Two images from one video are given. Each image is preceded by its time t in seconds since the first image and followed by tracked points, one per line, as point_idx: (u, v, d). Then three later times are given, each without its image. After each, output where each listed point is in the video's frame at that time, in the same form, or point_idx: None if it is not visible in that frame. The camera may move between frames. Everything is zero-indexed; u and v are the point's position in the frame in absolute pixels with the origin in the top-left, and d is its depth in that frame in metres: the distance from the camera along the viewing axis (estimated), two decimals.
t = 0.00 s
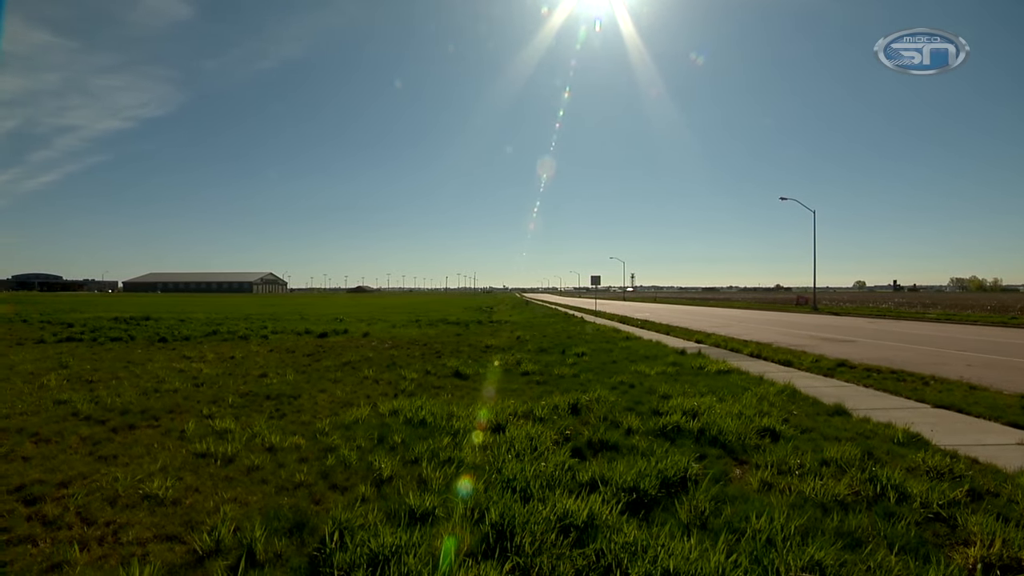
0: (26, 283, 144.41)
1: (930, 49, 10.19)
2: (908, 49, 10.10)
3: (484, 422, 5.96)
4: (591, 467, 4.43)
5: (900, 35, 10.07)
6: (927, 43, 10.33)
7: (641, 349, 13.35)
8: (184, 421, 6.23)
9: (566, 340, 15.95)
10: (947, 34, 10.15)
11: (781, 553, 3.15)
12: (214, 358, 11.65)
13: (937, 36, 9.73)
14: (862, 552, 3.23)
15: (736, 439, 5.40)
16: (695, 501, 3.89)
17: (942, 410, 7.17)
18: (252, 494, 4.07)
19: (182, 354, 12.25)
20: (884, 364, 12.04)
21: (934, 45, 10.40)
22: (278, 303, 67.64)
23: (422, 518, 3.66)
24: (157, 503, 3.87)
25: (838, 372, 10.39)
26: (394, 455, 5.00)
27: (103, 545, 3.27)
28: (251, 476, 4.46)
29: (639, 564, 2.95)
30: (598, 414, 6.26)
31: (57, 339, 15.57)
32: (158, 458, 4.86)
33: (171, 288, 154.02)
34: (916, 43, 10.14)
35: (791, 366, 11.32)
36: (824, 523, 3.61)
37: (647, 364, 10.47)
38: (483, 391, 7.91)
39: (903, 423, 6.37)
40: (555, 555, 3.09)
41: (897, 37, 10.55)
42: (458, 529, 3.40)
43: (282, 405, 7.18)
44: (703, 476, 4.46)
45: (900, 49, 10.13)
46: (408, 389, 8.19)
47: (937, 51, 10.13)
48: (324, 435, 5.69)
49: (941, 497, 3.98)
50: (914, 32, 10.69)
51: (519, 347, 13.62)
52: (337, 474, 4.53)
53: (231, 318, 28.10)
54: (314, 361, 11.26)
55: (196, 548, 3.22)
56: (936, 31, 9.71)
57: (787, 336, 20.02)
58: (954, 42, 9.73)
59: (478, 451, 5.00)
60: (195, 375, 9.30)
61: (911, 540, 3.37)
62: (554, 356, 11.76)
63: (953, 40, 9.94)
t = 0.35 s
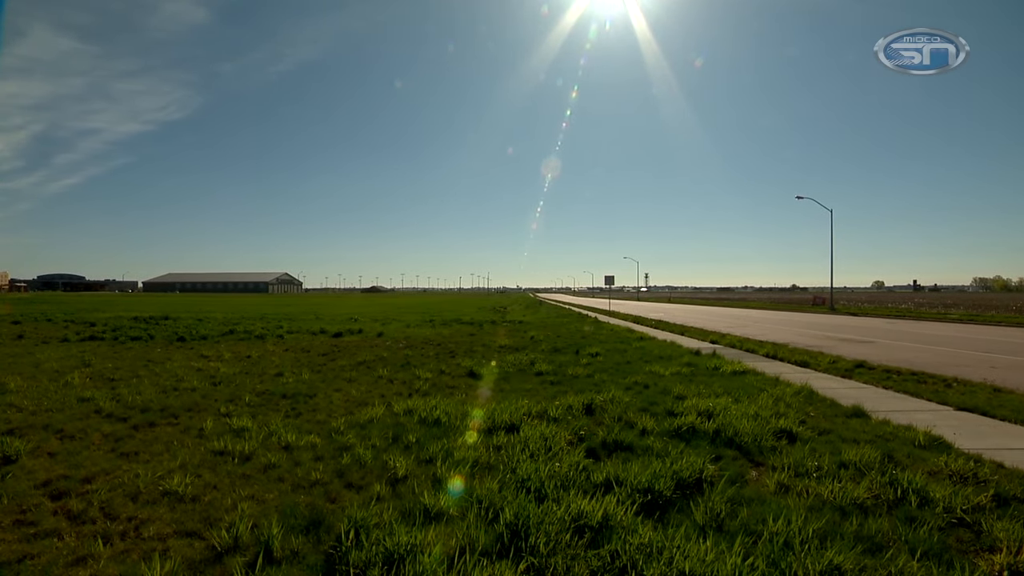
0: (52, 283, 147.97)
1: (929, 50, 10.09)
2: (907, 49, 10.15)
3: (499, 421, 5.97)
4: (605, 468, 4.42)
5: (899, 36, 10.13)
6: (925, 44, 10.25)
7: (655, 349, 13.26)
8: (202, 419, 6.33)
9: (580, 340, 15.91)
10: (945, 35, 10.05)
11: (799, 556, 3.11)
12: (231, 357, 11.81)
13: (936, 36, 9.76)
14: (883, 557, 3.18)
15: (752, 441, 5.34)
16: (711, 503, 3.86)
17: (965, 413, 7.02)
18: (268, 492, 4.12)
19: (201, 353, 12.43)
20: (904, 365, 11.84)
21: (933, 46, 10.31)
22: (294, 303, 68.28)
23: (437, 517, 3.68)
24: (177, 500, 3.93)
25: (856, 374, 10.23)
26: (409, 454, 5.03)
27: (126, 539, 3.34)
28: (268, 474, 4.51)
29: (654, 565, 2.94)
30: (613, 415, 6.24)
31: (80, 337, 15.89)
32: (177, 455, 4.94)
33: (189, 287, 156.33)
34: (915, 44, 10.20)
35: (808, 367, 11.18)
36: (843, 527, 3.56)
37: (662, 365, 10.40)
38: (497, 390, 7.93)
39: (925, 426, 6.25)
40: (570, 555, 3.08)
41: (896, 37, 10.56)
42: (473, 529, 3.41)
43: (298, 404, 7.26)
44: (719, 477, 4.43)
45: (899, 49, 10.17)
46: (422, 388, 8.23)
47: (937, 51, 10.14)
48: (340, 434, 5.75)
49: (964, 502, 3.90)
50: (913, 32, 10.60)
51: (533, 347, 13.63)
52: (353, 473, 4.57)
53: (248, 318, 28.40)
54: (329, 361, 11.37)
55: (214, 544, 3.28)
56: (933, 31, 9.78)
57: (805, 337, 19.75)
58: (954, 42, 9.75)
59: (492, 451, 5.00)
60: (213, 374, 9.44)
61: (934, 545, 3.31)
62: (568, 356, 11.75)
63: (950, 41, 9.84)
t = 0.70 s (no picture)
0: (76, 283, 151.33)
1: (929, 50, 9.97)
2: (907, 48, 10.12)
3: (514, 421, 5.98)
4: (621, 469, 4.40)
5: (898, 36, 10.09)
6: (925, 44, 10.14)
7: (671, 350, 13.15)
8: (221, 417, 6.42)
9: (595, 340, 15.86)
10: (946, 34, 9.92)
11: (819, 560, 3.07)
12: (250, 356, 11.98)
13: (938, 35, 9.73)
14: (907, 563, 3.12)
15: (770, 443, 5.28)
16: (729, 505, 3.82)
17: (991, 417, 6.85)
18: (286, 490, 4.18)
19: (220, 352, 12.62)
20: (927, 367, 11.60)
21: (933, 45, 10.19)
22: (310, 303, 68.92)
23: (453, 516, 3.69)
24: (197, 496, 4.00)
25: (878, 375, 10.04)
26: (425, 453, 5.06)
27: (149, 534, 3.41)
28: (286, 472, 4.57)
29: (671, 567, 2.92)
30: (628, 415, 6.22)
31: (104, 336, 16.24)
32: (198, 452, 5.03)
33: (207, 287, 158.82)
34: (913, 44, 10.12)
35: (828, 368, 11.02)
36: (864, 531, 3.50)
37: (678, 365, 10.32)
38: (512, 391, 7.93)
39: (950, 429, 6.11)
40: (586, 556, 3.07)
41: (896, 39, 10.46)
42: (489, 528, 3.42)
43: (315, 403, 7.34)
44: (737, 479, 4.38)
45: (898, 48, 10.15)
46: (437, 388, 8.26)
47: (936, 51, 10.05)
48: (356, 433, 5.80)
49: (991, 507, 3.81)
50: (913, 31, 10.46)
51: (549, 347, 13.64)
52: (369, 471, 4.61)
53: (266, 318, 28.71)
54: (345, 360, 11.47)
55: (234, 541, 3.33)
56: (936, 30, 9.76)
57: (823, 338, 19.44)
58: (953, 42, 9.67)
59: (508, 451, 5.01)
60: (232, 373, 9.58)
61: (960, 551, 3.24)
62: (583, 356, 11.72)
63: (951, 41, 9.70)
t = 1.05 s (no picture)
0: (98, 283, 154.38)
1: (928, 50, 9.79)
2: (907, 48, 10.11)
3: (529, 421, 5.98)
4: (636, 470, 4.38)
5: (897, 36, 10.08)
6: (925, 44, 9.95)
7: (686, 350, 13.04)
8: (240, 415, 6.52)
9: (610, 340, 15.81)
10: (945, 34, 9.70)
11: (839, 565, 3.02)
12: (267, 355, 12.13)
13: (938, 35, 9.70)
14: (930, 569, 3.05)
15: (788, 445, 5.21)
16: (747, 507, 3.78)
17: (1017, 420, 6.68)
18: (304, 488, 4.23)
19: (238, 351, 12.79)
20: (951, 369, 11.35)
21: (933, 45, 10.03)
22: (326, 303, 69.47)
23: (469, 516, 3.70)
24: (217, 493, 4.07)
25: (899, 377, 9.85)
26: (441, 453, 5.08)
27: (171, 530, 3.47)
28: (303, 470, 4.62)
29: (688, 569, 2.91)
30: (644, 416, 6.18)
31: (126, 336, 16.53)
32: (217, 450, 5.11)
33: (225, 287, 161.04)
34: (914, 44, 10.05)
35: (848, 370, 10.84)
36: (886, 536, 3.44)
37: (694, 366, 10.23)
38: (527, 391, 7.93)
39: (974, 433, 5.98)
40: (602, 557, 3.06)
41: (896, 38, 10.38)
42: (505, 528, 3.42)
43: (331, 402, 7.42)
44: (754, 481, 4.33)
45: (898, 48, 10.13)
46: (452, 388, 8.29)
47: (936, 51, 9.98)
48: (373, 432, 5.85)
49: (1019, 513, 3.72)
50: (912, 32, 10.55)
51: (564, 347, 13.64)
52: (386, 470, 4.65)
53: (283, 318, 28.92)
54: (361, 360, 11.56)
55: (253, 537, 3.38)
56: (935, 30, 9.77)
57: (843, 339, 19.11)
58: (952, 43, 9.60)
59: (523, 451, 5.02)
60: (250, 372, 9.71)
61: (987, 558, 3.16)
62: (598, 356, 11.70)
63: (949, 42, 9.62)
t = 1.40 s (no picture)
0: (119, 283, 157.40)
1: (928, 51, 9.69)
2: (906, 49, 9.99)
3: (544, 422, 5.98)
4: (652, 471, 4.35)
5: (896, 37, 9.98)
6: (924, 44, 9.79)
7: (702, 350, 12.93)
8: (257, 413, 6.62)
9: (625, 341, 15.83)
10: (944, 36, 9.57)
11: (860, 570, 2.97)
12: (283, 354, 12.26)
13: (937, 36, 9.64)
14: None
15: (806, 447, 5.14)
16: (764, 510, 3.74)
17: None
18: (320, 486, 4.27)
19: (255, 350, 12.95)
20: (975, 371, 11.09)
21: (933, 46, 9.91)
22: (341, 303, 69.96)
23: (484, 516, 3.71)
24: (235, 490, 4.13)
25: (921, 379, 9.66)
26: (455, 453, 5.10)
27: (190, 525, 3.53)
28: (320, 469, 4.67)
29: (705, 571, 2.88)
30: (659, 417, 6.14)
31: (146, 335, 16.81)
32: (235, 448, 5.18)
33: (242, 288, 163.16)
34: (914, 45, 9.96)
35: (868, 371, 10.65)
36: (908, 541, 3.38)
37: (709, 367, 10.15)
38: (541, 391, 7.93)
39: (999, 437, 5.85)
40: (617, 559, 3.05)
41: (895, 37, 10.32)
42: (520, 528, 3.43)
43: (347, 401, 7.48)
44: (771, 484, 4.28)
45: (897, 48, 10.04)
46: (466, 388, 8.31)
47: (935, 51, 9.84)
48: (388, 432, 5.89)
49: None
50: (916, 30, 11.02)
51: (577, 348, 13.59)
52: (401, 470, 4.67)
53: (299, 318, 29.16)
54: (376, 360, 11.63)
55: (271, 534, 3.42)
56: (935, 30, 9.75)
57: (863, 340, 18.79)
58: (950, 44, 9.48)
59: (538, 451, 5.02)
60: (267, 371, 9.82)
61: (1013, 565, 3.09)
62: (613, 356, 11.69)
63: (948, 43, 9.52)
